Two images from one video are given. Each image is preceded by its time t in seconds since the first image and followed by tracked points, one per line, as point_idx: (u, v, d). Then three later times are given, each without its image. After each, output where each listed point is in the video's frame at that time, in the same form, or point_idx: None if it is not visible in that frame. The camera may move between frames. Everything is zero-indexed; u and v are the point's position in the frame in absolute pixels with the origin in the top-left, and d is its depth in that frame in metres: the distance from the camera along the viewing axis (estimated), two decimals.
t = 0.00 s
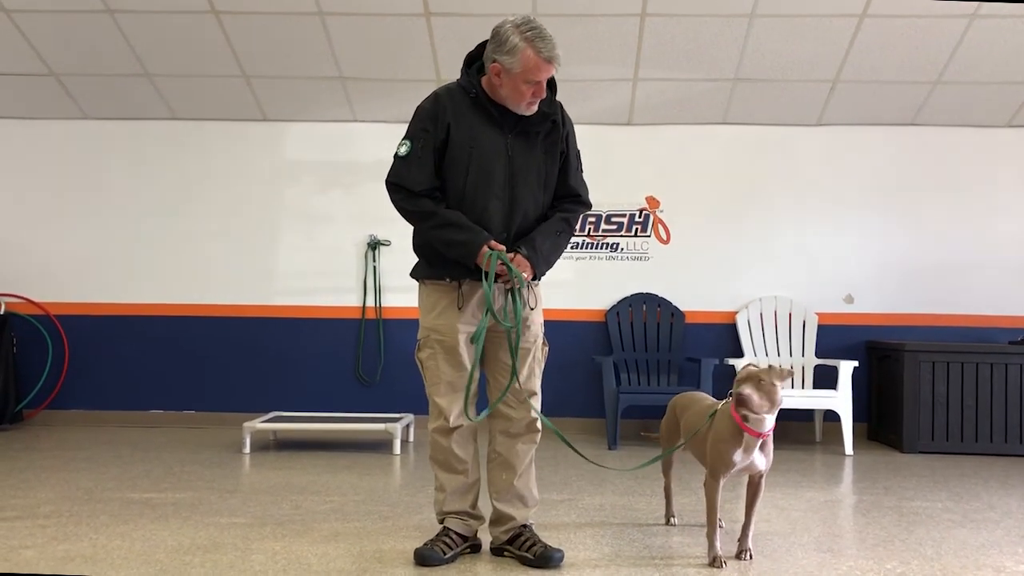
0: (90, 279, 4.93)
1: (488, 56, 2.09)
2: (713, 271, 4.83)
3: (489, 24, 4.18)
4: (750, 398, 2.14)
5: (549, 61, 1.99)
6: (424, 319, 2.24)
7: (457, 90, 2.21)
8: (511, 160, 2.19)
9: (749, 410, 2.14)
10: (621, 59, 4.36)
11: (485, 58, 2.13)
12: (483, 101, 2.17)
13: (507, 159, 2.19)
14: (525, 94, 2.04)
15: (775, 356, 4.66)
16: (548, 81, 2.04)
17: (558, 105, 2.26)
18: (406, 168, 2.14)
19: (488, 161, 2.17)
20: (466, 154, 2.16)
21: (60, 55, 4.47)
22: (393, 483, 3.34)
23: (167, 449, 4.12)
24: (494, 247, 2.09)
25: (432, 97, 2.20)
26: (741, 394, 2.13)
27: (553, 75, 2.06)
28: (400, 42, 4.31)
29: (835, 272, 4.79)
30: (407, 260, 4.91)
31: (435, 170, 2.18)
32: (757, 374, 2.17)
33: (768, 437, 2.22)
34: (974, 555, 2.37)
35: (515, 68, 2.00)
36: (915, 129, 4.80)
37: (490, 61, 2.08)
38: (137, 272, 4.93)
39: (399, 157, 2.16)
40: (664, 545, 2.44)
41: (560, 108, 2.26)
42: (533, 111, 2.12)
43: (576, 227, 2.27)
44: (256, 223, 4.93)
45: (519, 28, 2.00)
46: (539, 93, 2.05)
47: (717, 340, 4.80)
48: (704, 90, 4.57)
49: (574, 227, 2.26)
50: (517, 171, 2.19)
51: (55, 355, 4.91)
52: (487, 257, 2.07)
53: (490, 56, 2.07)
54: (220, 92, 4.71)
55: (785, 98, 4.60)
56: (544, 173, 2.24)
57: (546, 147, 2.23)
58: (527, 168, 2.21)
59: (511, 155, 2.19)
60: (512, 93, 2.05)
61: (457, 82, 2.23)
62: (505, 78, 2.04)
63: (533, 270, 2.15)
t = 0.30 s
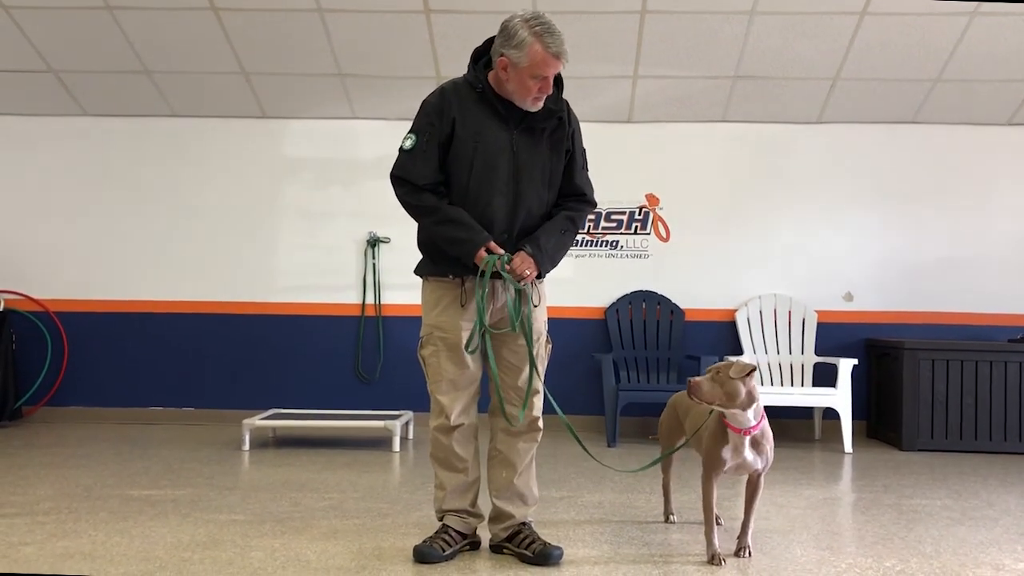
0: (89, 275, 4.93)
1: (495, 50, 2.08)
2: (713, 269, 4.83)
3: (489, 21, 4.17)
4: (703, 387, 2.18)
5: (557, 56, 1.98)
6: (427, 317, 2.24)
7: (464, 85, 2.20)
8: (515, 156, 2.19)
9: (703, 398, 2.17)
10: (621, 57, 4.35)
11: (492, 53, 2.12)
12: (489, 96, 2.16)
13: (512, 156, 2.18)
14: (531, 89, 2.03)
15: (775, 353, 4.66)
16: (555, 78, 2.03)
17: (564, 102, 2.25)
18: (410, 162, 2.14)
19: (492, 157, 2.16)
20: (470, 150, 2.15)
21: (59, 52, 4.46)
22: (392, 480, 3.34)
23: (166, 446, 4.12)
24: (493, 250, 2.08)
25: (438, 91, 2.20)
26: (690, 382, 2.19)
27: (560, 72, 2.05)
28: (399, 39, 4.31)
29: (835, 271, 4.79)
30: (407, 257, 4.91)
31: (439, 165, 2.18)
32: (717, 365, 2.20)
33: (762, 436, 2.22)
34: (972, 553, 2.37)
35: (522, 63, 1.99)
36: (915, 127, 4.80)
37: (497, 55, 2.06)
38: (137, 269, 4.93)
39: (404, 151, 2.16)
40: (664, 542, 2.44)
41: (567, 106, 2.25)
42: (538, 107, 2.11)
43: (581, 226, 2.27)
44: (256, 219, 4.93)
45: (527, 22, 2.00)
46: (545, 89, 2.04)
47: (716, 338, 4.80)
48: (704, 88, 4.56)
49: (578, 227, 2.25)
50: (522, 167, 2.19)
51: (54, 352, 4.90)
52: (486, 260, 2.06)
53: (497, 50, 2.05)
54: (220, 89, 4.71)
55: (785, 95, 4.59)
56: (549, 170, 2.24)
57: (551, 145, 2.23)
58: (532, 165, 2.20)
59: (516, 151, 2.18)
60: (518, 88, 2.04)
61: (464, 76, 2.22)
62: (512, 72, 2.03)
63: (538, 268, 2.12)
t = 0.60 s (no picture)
0: (89, 275, 4.93)
1: (513, 42, 2.08)
2: (713, 269, 4.83)
3: (489, 21, 4.17)
4: (692, 385, 2.19)
5: (574, 48, 1.98)
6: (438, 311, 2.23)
7: (478, 78, 2.20)
8: (530, 149, 2.18)
9: (693, 396, 2.18)
10: (620, 57, 4.36)
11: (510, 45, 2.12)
12: (504, 89, 2.16)
13: (526, 148, 2.17)
14: (547, 81, 2.03)
15: (774, 353, 4.66)
16: (571, 70, 2.03)
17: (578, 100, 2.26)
18: (420, 149, 2.12)
19: (506, 148, 2.15)
20: (483, 139, 2.14)
21: (59, 51, 4.46)
22: (392, 479, 3.34)
23: (166, 445, 4.12)
24: (502, 238, 2.05)
25: (453, 83, 2.19)
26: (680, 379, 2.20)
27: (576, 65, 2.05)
28: (399, 39, 4.31)
29: (835, 270, 4.79)
30: (407, 257, 4.91)
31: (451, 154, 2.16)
32: (707, 365, 2.21)
33: (757, 436, 2.22)
34: (972, 552, 2.38)
35: (539, 54, 1.99)
36: (914, 126, 4.80)
37: (514, 46, 2.06)
38: (138, 269, 4.93)
39: (415, 138, 2.14)
40: (663, 541, 2.44)
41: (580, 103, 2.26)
42: (553, 99, 2.11)
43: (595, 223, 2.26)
44: (256, 219, 4.93)
45: (545, 14, 2.00)
46: (560, 81, 2.04)
47: (715, 337, 4.80)
48: (704, 88, 4.57)
49: (593, 223, 2.25)
50: (536, 160, 2.18)
51: (54, 352, 4.90)
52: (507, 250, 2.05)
53: (515, 41, 2.05)
54: (220, 89, 4.71)
55: (784, 95, 4.59)
56: (563, 165, 2.23)
57: (565, 139, 2.23)
58: (545, 158, 2.19)
59: (529, 144, 2.18)
60: (533, 79, 2.04)
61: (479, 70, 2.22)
62: (529, 63, 2.03)
63: (557, 259, 2.11)
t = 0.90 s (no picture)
0: (89, 276, 4.93)
1: (524, 40, 2.05)
2: (712, 269, 4.83)
3: (488, 22, 4.17)
4: (692, 381, 2.17)
5: (588, 48, 1.98)
6: (465, 304, 2.08)
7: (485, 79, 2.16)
8: (543, 147, 2.15)
9: (693, 391, 2.17)
10: (619, 58, 4.36)
11: (519, 44, 2.08)
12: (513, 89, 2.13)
13: (539, 146, 2.14)
14: (560, 80, 2.01)
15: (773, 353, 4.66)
16: (583, 70, 2.02)
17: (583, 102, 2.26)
18: (432, 148, 2.05)
19: (520, 145, 2.11)
20: (497, 138, 2.09)
21: (58, 53, 4.46)
22: (392, 480, 3.34)
23: (166, 447, 4.12)
24: (523, 234, 1.98)
25: (460, 84, 2.14)
26: (681, 373, 2.19)
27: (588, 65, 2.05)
28: (397, 39, 4.31)
29: (834, 270, 4.80)
30: (406, 258, 4.91)
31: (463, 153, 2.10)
32: (709, 363, 2.20)
33: (754, 436, 2.22)
34: (971, 552, 2.38)
35: (555, 52, 1.97)
36: (913, 127, 4.81)
37: (526, 44, 2.03)
38: (138, 270, 4.93)
39: (426, 138, 2.07)
40: (662, 542, 2.44)
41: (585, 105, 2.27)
42: (563, 99, 2.10)
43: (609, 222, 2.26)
44: (255, 220, 4.93)
45: (560, 13, 1.98)
46: (573, 80, 2.03)
47: (714, 337, 4.80)
48: (703, 88, 4.57)
49: (607, 221, 2.24)
50: (549, 158, 2.15)
51: (52, 353, 4.89)
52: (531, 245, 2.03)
53: (527, 39, 2.02)
54: (219, 90, 4.71)
55: (783, 95, 4.59)
56: (574, 164, 2.21)
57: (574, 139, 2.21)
58: (558, 157, 2.17)
59: (541, 142, 2.14)
60: (547, 78, 2.02)
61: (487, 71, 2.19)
62: (543, 62, 2.00)
63: (578, 256, 2.09)
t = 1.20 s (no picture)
0: (88, 276, 4.91)
1: (528, 27, 2.01)
2: (713, 267, 4.82)
3: (488, 19, 4.16)
4: (694, 374, 2.18)
5: (596, 38, 1.97)
6: (477, 308, 1.99)
7: (487, 70, 2.09)
8: (549, 140, 2.12)
9: (694, 385, 2.17)
10: (620, 56, 4.35)
11: (523, 32, 2.04)
12: (517, 80, 2.08)
13: (545, 139, 2.11)
14: (566, 69, 2.00)
15: (774, 352, 4.65)
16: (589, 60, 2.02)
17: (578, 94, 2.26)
18: (440, 142, 1.97)
19: (529, 138, 2.06)
20: (506, 131, 2.03)
21: (57, 51, 4.45)
22: (392, 480, 3.33)
23: (165, 446, 4.11)
24: (541, 232, 1.95)
25: (462, 74, 2.07)
26: (682, 366, 2.20)
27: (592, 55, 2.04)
28: (397, 37, 4.29)
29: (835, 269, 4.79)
30: (406, 257, 4.90)
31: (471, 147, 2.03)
32: (711, 357, 2.20)
33: (756, 434, 2.21)
34: (974, 551, 2.37)
35: (564, 41, 1.95)
36: (915, 124, 4.79)
37: (532, 32, 1.99)
38: (137, 269, 4.92)
39: (431, 132, 1.99)
40: (664, 542, 2.43)
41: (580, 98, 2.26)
42: (565, 90, 2.08)
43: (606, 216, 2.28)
44: (254, 219, 4.92)
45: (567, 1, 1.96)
46: (578, 71, 2.02)
47: (715, 336, 4.79)
48: (704, 86, 4.56)
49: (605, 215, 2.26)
50: (556, 151, 2.12)
51: (52, 352, 4.88)
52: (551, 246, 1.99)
53: (533, 27, 1.99)
54: (218, 88, 4.69)
55: (784, 93, 4.59)
56: (575, 158, 2.20)
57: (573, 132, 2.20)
58: (563, 150, 2.15)
59: (547, 135, 2.11)
60: (553, 67, 2.00)
61: (487, 62, 2.12)
62: (550, 51, 1.98)
63: (588, 252, 2.10)
